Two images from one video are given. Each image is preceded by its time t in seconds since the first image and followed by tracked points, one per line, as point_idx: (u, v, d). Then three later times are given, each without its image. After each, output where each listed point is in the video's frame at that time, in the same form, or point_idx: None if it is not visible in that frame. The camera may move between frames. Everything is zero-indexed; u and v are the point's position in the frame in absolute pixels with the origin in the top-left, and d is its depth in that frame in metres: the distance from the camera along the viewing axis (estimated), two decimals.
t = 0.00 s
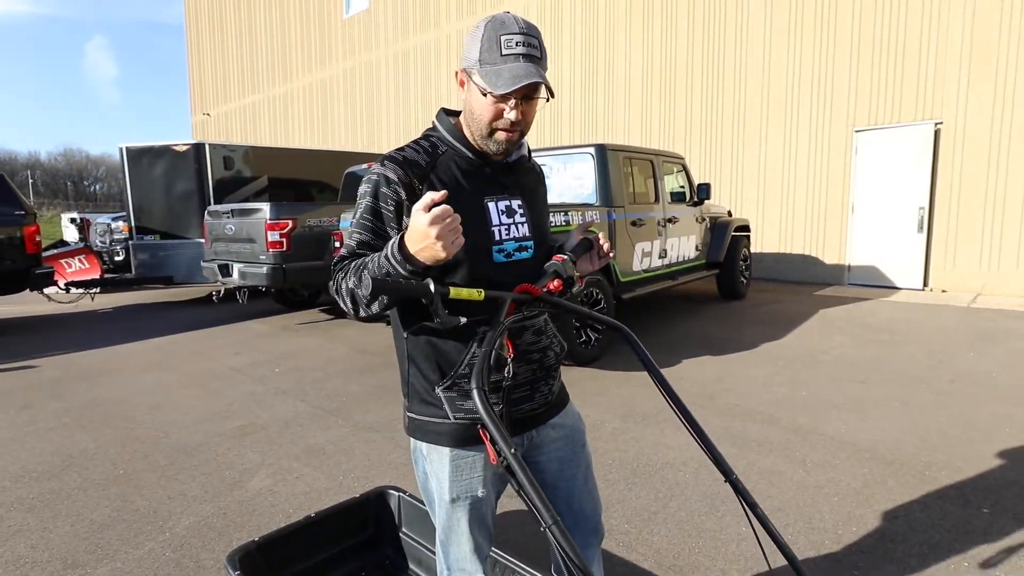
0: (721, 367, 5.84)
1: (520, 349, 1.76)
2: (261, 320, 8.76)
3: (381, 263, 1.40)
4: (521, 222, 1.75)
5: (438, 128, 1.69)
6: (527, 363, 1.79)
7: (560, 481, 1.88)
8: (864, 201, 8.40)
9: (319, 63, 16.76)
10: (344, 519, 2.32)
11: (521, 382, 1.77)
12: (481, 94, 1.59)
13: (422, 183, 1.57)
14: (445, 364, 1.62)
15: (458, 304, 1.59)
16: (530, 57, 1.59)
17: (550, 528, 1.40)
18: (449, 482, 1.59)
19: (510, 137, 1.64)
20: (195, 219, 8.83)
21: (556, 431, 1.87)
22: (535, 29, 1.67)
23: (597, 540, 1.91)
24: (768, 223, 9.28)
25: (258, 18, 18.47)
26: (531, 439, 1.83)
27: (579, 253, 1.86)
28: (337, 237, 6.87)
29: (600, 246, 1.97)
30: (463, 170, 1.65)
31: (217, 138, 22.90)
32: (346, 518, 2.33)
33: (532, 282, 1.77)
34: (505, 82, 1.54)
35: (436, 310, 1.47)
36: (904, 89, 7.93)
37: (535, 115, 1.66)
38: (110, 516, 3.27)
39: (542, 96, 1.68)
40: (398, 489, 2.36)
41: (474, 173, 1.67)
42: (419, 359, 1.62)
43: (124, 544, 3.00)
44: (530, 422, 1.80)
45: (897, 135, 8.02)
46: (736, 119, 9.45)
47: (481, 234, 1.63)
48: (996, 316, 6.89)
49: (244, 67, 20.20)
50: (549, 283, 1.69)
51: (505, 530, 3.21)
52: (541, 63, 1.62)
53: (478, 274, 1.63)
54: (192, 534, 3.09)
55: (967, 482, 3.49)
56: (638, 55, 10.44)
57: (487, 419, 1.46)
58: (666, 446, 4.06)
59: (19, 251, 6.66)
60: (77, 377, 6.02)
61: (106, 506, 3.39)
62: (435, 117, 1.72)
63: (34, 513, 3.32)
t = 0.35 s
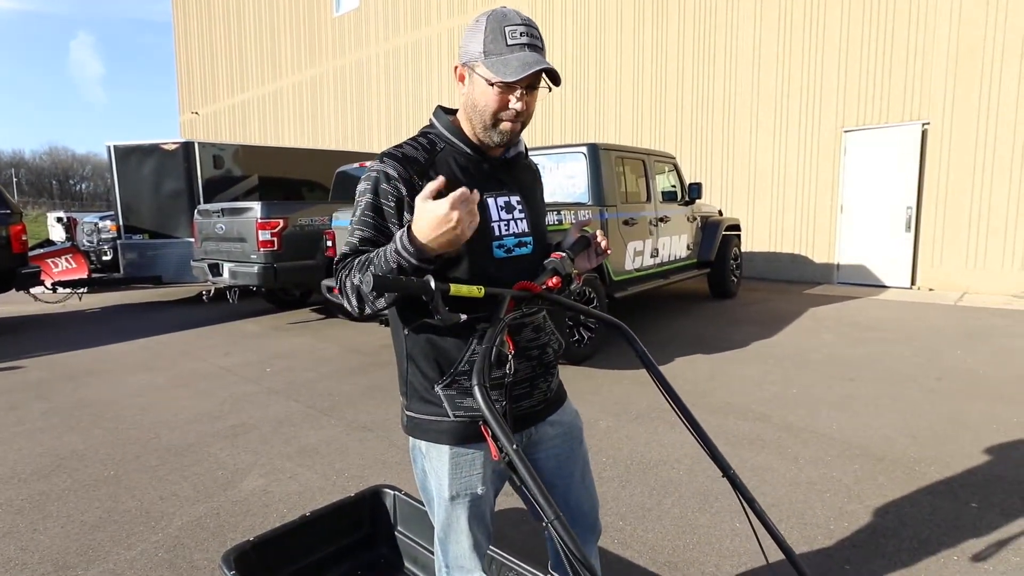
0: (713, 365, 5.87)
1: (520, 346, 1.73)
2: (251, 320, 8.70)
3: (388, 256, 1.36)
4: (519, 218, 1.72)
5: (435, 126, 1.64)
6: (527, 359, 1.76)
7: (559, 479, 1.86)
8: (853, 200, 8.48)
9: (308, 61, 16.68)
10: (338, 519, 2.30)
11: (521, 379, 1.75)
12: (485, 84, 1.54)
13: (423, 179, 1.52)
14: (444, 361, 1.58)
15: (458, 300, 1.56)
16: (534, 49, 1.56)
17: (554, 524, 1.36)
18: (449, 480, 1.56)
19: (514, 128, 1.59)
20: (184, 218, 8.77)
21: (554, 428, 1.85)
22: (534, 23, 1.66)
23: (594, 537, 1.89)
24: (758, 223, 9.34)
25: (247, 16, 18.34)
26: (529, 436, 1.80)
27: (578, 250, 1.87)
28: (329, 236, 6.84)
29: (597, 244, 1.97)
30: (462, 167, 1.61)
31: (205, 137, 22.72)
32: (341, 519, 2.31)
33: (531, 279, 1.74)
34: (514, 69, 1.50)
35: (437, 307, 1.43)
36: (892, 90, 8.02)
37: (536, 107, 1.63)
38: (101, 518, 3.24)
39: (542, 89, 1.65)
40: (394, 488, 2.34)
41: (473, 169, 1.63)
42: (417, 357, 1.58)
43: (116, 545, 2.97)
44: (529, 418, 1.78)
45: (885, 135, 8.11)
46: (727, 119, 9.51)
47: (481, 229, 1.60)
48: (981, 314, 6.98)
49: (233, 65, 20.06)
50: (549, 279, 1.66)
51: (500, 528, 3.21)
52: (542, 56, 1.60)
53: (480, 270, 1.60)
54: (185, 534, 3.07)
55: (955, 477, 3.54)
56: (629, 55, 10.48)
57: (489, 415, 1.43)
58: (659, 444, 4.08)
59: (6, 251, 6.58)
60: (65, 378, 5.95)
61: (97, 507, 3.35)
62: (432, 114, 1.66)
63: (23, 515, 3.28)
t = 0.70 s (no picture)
0: (708, 366, 5.89)
1: (518, 344, 1.73)
2: (245, 320, 8.66)
3: (414, 246, 1.32)
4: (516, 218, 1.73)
5: (432, 125, 1.61)
6: (525, 358, 1.76)
7: (556, 478, 1.86)
8: (846, 202, 8.52)
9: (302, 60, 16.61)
10: (334, 520, 2.30)
11: (519, 378, 1.74)
12: (466, 67, 1.53)
13: (423, 174, 1.48)
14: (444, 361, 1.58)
15: (456, 300, 1.56)
16: (515, 30, 1.54)
17: (553, 522, 1.36)
18: (447, 479, 1.55)
19: (499, 109, 1.54)
20: (177, 217, 8.70)
21: (552, 427, 1.85)
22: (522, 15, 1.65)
23: (590, 535, 1.89)
24: (752, 224, 9.38)
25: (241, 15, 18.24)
26: (527, 435, 1.80)
27: (575, 250, 1.88)
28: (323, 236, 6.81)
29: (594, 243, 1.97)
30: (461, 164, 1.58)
31: (198, 136, 22.58)
32: (336, 519, 2.30)
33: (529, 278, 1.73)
34: (488, 47, 1.49)
35: (437, 305, 1.41)
36: (884, 93, 8.07)
37: (524, 91, 1.58)
38: (94, 519, 3.21)
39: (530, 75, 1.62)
40: (389, 487, 2.33)
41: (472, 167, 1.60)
42: (415, 357, 1.58)
43: (110, 546, 2.95)
44: (527, 417, 1.78)
45: (877, 137, 8.16)
46: (721, 120, 9.54)
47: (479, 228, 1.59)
48: (973, 315, 7.03)
49: (226, 64, 19.95)
50: (547, 278, 1.66)
51: (496, 528, 3.21)
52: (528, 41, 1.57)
53: (479, 268, 1.60)
54: (179, 535, 3.05)
55: (948, 477, 3.57)
56: (624, 56, 10.50)
57: (488, 414, 1.42)
58: (655, 444, 4.09)
59: None
60: (56, 378, 5.90)
61: (90, 508, 3.33)
62: (428, 115, 1.64)
63: (15, 516, 3.25)
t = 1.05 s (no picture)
0: (703, 365, 5.91)
1: (515, 343, 1.72)
2: (239, 319, 8.62)
3: (388, 262, 1.34)
4: (513, 215, 1.69)
5: (427, 124, 1.60)
6: (523, 356, 1.76)
7: (554, 477, 1.86)
8: (840, 202, 8.55)
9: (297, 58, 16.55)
10: (330, 519, 2.29)
11: (517, 376, 1.74)
12: (459, 71, 1.52)
13: (415, 177, 1.47)
14: (441, 359, 1.57)
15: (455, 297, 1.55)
16: (508, 35, 1.52)
17: (551, 521, 1.35)
18: (447, 477, 1.54)
19: (491, 115, 1.54)
20: (171, 216, 8.62)
21: (550, 425, 1.85)
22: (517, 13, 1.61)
23: (588, 533, 1.89)
24: (746, 224, 9.41)
25: (236, 13, 18.17)
26: (526, 433, 1.80)
27: (571, 249, 1.87)
28: (318, 234, 6.79)
29: (591, 242, 1.97)
30: (455, 165, 1.56)
31: (192, 133, 22.46)
32: (333, 519, 2.30)
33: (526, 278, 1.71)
34: (480, 54, 1.48)
35: (433, 304, 1.40)
36: (877, 94, 8.12)
37: (517, 95, 1.57)
38: (86, 519, 3.19)
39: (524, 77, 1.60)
40: (385, 487, 2.32)
41: (466, 168, 1.58)
42: (414, 355, 1.57)
43: (103, 546, 2.93)
44: (525, 416, 1.77)
45: (871, 138, 8.20)
46: (716, 120, 9.56)
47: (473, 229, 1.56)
48: (966, 315, 7.08)
49: (220, 62, 19.85)
50: (543, 277, 1.66)
51: (492, 527, 3.21)
52: (522, 44, 1.55)
53: (475, 267, 1.58)
54: (173, 534, 3.03)
55: (940, 475, 3.58)
56: (619, 56, 10.51)
57: (487, 413, 1.41)
58: (650, 443, 4.09)
59: None
60: (47, 378, 5.85)
61: (83, 508, 3.30)
62: (424, 113, 1.63)
63: (7, 516, 3.22)
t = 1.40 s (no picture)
0: (700, 365, 5.91)
1: (512, 344, 1.72)
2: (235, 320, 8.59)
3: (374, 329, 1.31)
4: (512, 219, 1.67)
5: (427, 127, 1.59)
6: (519, 357, 1.75)
7: (553, 477, 1.85)
8: (836, 203, 8.57)
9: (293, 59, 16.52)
10: (328, 521, 2.27)
11: (514, 377, 1.73)
12: (469, 88, 1.49)
13: (411, 182, 1.46)
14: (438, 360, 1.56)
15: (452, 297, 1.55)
16: (523, 57, 1.47)
17: (551, 523, 1.34)
18: (444, 478, 1.53)
19: (495, 135, 1.52)
20: (167, 217, 8.58)
21: (548, 426, 1.85)
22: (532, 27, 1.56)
23: (586, 534, 1.89)
24: (743, 224, 9.43)
25: (231, 14, 18.13)
26: (524, 434, 1.79)
27: (570, 250, 1.86)
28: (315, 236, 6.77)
29: (589, 243, 1.96)
30: (452, 169, 1.55)
31: (188, 135, 22.41)
32: (330, 520, 2.28)
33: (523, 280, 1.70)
34: (493, 78, 1.44)
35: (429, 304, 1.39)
36: (872, 95, 8.14)
37: (524, 115, 1.55)
38: (82, 522, 3.17)
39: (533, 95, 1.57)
40: (383, 488, 2.31)
41: (464, 171, 1.57)
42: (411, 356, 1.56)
43: (99, 549, 2.91)
44: (523, 416, 1.77)
45: (867, 138, 8.22)
46: (713, 120, 9.57)
47: (468, 233, 1.53)
48: (961, 314, 7.11)
49: (216, 63, 19.82)
50: (542, 280, 1.64)
51: (490, 528, 3.20)
52: (535, 65, 1.51)
53: (474, 270, 1.55)
54: (169, 537, 3.02)
55: (938, 474, 3.59)
56: (616, 56, 10.51)
57: (484, 414, 1.40)
58: (648, 444, 4.09)
59: None
60: (42, 380, 5.82)
61: (78, 511, 3.28)
62: (425, 114, 1.61)
63: (2, 519, 3.20)
